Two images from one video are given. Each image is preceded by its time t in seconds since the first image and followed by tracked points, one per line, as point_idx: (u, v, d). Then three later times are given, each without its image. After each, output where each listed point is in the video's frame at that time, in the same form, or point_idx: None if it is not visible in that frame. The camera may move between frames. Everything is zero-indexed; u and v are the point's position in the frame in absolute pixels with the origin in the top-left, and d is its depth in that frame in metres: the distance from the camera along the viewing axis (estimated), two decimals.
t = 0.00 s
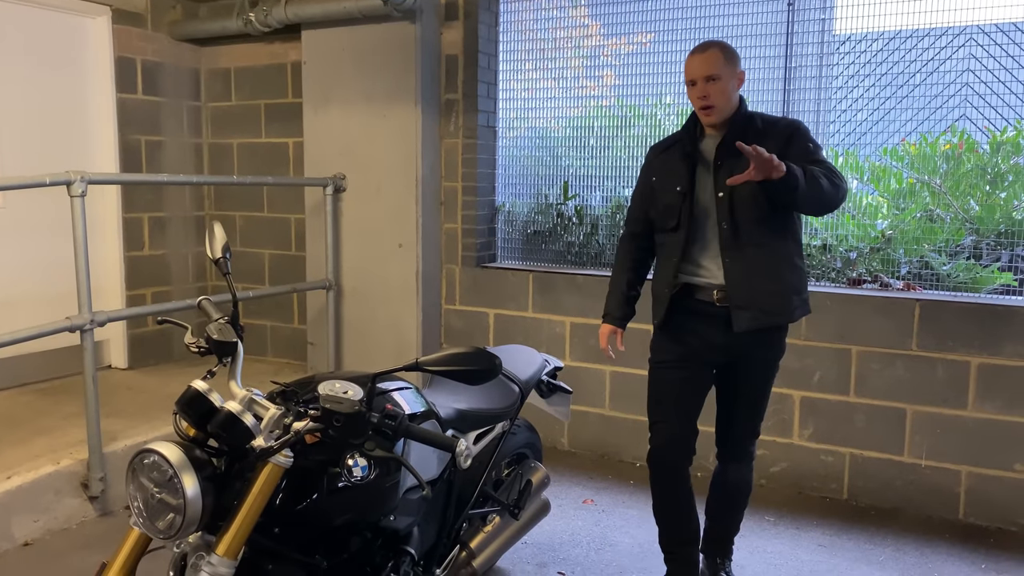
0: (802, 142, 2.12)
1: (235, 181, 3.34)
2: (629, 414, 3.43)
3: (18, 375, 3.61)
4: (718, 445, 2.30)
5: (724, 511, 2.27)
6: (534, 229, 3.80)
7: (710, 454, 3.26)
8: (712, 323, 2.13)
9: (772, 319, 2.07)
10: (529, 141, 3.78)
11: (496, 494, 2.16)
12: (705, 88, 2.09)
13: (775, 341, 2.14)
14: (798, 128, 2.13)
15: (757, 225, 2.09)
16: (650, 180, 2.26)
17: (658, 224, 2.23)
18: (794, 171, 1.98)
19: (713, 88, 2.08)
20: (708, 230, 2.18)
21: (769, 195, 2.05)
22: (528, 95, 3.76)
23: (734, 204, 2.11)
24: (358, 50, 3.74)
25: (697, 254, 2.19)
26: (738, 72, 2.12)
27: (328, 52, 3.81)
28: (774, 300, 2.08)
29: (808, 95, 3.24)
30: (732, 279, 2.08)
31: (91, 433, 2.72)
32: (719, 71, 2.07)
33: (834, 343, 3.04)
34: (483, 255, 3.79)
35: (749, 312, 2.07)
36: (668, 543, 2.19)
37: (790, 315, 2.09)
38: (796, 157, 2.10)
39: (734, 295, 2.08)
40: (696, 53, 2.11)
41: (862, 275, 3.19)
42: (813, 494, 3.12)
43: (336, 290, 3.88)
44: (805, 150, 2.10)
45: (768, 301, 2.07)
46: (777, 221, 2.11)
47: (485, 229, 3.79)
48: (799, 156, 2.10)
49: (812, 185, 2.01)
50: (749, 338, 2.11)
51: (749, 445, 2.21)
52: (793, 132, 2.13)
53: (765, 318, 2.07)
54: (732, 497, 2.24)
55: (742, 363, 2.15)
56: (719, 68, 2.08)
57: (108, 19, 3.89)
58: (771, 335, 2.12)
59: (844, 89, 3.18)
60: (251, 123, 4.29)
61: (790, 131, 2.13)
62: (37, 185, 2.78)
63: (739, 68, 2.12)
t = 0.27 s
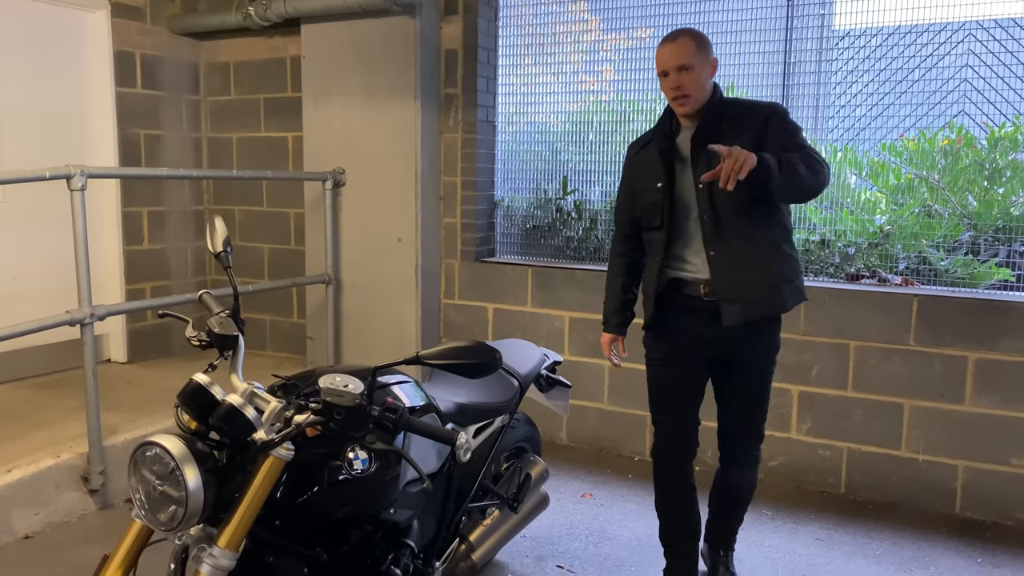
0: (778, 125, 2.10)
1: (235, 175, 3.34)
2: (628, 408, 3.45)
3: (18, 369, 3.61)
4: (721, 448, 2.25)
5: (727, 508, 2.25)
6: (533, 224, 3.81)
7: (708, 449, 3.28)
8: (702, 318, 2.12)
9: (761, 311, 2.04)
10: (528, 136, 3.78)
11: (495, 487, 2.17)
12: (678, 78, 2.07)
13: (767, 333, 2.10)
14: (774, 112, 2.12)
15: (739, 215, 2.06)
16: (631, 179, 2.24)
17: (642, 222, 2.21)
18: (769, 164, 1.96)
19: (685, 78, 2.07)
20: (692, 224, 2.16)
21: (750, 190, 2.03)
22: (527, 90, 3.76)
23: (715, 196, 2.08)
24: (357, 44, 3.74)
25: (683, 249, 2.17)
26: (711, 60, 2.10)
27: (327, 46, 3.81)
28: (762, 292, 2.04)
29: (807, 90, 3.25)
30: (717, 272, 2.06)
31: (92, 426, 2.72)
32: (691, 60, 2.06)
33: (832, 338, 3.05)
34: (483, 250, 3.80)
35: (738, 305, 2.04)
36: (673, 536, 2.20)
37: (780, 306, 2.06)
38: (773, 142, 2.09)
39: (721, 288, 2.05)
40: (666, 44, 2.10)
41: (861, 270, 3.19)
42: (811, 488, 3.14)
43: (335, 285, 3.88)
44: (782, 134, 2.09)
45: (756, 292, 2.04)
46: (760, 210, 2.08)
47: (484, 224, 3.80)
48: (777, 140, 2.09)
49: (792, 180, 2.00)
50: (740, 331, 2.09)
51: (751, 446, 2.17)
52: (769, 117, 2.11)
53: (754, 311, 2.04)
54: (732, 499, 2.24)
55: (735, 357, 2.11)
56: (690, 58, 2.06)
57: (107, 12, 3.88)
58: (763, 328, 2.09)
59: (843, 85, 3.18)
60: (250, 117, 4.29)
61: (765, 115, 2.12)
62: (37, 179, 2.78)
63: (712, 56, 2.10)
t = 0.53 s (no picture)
0: (770, 113, 2.04)
1: (235, 165, 3.33)
2: (627, 399, 3.45)
3: (18, 359, 3.61)
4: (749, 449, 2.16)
5: (762, 511, 2.16)
6: (533, 216, 3.81)
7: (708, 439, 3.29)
8: (701, 311, 2.10)
9: (758, 304, 2.00)
10: (528, 127, 3.77)
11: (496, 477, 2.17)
12: (655, 80, 2.02)
13: (768, 327, 2.06)
14: (766, 100, 2.06)
15: (731, 208, 2.03)
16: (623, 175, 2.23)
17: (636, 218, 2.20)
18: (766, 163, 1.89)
19: (661, 80, 2.01)
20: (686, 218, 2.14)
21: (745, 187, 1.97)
22: (528, 81, 3.76)
23: (705, 189, 2.05)
24: (357, 34, 3.73)
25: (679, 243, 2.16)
26: (690, 53, 2.03)
27: (328, 36, 3.80)
28: (757, 284, 2.01)
29: (807, 82, 3.25)
30: (710, 266, 2.04)
31: (92, 415, 2.73)
32: (667, 60, 2.00)
33: (832, 330, 3.06)
34: (483, 241, 3.80)
35: (731, 300, 2.01)
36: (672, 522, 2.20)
37: (775, 298, 2.02)
38: (765, 130, 2.03)
39: (715, 282, 2.02)
40: (643, 42, 2.03)
41: (861, 262, 3.20)
42: (810, 479, 3.15)
43: (335, 275, 3.88)
44: (774, 121, 2.03)
45: (751, 285, 2.01)
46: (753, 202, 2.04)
47: (485, 215, 3.80)
48: (767, 129, 2.03)
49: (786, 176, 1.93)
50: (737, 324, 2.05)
51: (774, 445, 2.08)
52: (760, 105, 2.06)
53: (749, 305, 2.00)
54: (767, 503, 2.14)
55: (736, 352, 2.07)
56: (667, 57, 2.00)
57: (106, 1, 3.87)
58: (763, 321, 2.05)
59: (844, 76, 3.18)
60: (251, 107, 4.28)
61: (756, 103, 2.06)
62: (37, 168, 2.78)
63: (690, 50, 2.03)
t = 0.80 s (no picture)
0: (790, 102, 1.96)
1: (236, 149, 3.32)
2: (627, 384, 3.46)
3: (19, 342, 3.61)
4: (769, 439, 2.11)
5: (798, 509, 2.07)
6: (534, 201, 3.80)
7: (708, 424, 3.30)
8: (714, 297, 2.07)
9: (773, 294, 1.95)
10: (529, 112, 3.76)
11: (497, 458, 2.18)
12: (666, 67, 2.00)
13: (787, 315, 1.99)
14: (787, 84, 1.98)
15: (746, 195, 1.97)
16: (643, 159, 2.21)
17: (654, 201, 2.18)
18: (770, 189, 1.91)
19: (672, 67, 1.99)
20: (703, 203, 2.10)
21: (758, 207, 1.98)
22: (529, 65, 3.74)
23: (720, 176, 2.01)
24: (358, 17, 3.71)
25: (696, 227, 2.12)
26: (704, 36, 1.98)
27: (328, 19, 3.78)
28: (773, 274, 1.95)
29: (810, 67, 3.23)
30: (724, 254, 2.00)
31: (94, 398, 2.73)
32: (676, 47, 1.97)
33: (832, 315, 3.06)
34: (484, 226, 3.79)
35: (743, 289, 1.96)
36: (677, 506, 2.22)
37: (791, 289, 1.95)
38: (784, 120, 1.96)
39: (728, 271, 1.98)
40: (655, 29, 2.01)
41: (862, 247, 3.20)
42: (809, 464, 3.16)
43: (336, 260, 3.88)
44: (794, 113, 1.95)
45: (765, 274, 1.95)
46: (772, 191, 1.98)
47: (485, 200, 3.79)
48: (786, 119, 1.95)
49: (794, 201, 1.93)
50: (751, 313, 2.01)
51: (790, 436, 2.02)
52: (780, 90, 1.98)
53: (763, 295, 1.95)
54: (807, 500, 2.05)
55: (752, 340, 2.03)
56: (677, 44, 1.97)
57: None
58: (781, 310, 1.99)
59: (846, 61, 3.17)
60: (250, 91, 4.26)
61: (777, 89, 1.98)
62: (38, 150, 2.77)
63: (704, 33, 1.98)
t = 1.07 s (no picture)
0: (855, 92, 1.86)
1: (236, 127, 3.31)
2: (627, 365, 3.46)
3: (19, 320, 3.61)
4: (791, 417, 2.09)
5: (812, 491, 2.06)
6: (536, 181, 3.79)
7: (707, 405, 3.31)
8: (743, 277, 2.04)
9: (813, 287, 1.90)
10: (531, 91, 3.74)
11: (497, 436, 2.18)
12: (721, 45, 1.94)
13: (823, 305, 1.95)
14: (852, 71, 1.88)
15: (796, 186, 1.91)
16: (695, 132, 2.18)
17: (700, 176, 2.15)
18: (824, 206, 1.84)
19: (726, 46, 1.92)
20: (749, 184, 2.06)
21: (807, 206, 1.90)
22: (531, 45, 3.72)
23: (771, 160, 1.95)
24: None
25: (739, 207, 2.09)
26: (759, 12, 1.89)
27: None
28: (815, 267, 1.90)
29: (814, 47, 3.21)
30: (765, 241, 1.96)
31: (95, 376, 2.73)
32: (730, 26, 1.89)
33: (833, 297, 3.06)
34: (485, 207, 3.78)
35: (783, 279, 1.93)
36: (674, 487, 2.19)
37: (830, 282, 1.91)
38: (844, 111, 1.85)
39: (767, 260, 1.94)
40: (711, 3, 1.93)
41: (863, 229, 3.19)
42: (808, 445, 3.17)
43: (336, 240, 3.87)
44: (857, 107, 1.85)
45: (808, 267, 1.90)
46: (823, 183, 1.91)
47: (486, 180, 3.77)
48: (849, 111, 1.85)
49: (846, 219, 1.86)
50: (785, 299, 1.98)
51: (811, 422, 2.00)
52: (846, 76, 1.88)
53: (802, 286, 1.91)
54: (823, 482, 2.04)
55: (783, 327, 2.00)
56: (731, 22, 1.89)
57: None
58: (818, 300, 1.95)
59: (851, 42, 3.14)
60: (250, 70, 4.24)
61: (843, 75, 1.87)
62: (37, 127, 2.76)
63: (762, 9, 1.89)
